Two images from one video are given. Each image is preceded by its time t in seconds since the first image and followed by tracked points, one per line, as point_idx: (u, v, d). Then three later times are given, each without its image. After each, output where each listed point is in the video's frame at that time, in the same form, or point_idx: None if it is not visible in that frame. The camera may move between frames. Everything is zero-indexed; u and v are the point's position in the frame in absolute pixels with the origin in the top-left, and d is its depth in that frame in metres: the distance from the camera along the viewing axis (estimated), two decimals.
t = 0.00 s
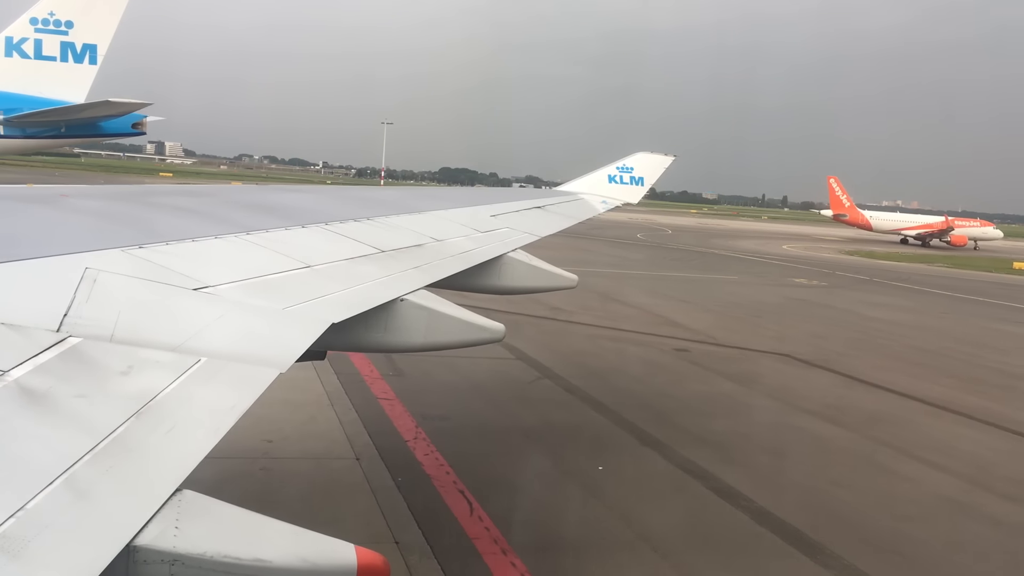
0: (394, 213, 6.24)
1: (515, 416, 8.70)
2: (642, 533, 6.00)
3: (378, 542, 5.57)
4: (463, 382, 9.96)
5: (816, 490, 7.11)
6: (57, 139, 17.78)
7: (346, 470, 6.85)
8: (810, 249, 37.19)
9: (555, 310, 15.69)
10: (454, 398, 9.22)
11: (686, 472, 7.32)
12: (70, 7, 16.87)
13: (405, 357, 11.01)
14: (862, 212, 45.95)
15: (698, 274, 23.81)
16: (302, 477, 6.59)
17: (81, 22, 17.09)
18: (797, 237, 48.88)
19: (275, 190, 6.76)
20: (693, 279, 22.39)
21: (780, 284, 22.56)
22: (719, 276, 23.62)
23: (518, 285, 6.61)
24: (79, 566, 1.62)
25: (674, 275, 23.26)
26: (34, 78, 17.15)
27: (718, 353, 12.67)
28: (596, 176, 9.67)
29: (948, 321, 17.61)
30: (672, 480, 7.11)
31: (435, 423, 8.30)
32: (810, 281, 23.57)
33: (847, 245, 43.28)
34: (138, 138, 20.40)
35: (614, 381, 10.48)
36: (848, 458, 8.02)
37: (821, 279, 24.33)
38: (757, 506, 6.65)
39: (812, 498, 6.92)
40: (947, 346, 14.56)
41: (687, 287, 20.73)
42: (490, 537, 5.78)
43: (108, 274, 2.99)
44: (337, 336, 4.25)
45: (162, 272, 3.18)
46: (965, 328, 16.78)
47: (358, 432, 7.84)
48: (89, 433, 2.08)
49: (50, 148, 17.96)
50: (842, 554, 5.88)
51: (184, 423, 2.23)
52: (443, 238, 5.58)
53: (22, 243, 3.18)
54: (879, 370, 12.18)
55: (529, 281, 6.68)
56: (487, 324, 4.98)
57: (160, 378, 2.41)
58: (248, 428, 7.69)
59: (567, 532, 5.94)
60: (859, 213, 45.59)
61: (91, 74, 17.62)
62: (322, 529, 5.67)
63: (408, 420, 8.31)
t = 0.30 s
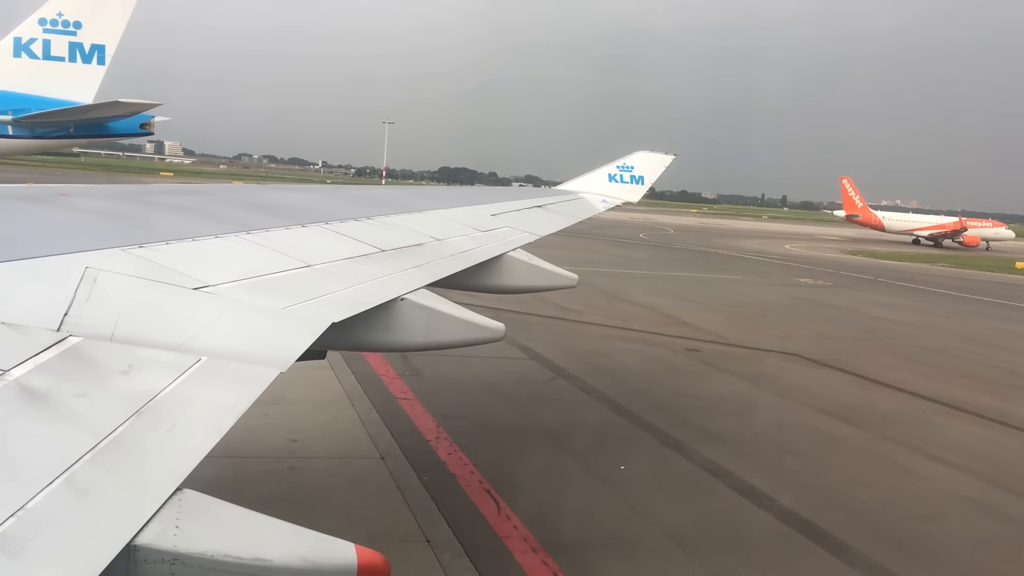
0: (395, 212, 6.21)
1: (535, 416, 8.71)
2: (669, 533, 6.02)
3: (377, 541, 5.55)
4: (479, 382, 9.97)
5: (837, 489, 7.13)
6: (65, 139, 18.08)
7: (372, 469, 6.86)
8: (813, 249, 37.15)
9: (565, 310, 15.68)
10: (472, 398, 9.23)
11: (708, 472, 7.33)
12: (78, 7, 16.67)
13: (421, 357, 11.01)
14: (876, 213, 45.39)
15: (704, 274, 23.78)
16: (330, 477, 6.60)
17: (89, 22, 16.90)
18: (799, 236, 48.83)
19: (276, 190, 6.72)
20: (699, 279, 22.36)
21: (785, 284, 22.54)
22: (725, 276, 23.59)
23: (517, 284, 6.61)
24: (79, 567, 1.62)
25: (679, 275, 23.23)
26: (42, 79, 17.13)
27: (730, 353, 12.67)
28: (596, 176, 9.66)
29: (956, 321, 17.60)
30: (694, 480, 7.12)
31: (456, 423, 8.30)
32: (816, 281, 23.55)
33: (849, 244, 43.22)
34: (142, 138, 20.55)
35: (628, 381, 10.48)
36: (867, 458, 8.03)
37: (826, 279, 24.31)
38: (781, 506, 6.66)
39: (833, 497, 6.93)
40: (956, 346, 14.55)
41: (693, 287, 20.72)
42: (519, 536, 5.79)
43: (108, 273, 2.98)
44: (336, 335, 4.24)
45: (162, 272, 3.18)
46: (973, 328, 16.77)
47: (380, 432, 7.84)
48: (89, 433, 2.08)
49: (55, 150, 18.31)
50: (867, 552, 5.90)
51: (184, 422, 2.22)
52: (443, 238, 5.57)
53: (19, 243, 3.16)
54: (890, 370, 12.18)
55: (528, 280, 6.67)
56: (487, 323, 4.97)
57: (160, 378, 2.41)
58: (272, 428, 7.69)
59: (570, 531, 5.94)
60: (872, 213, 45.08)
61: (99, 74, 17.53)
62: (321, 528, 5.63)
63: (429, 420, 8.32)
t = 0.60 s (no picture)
0: (394, 212, 6.21)
1: (552, 417, 8.71)
2: (693, 532, 6.04)
3: (376, 541, 5.51)
4: (494, 383, 9.98)
5: (857, 489, 7.14)
6: (73, 140, 18.08)
7: (396, 469, 6.87)
8: (816, 249, 37.18)
9: (573, 310, 15.68)
10: (489, 399, 9.24)
11: (728, 472, 7.34)
12: (85, 8, 16.80)
13: (435, 357, 11.02)
14: (889, 217, 44.66)
15: (709, 274, 23.79)
16: (355, 477, 6.61)
17: (96, 23, 17.02)
18: (799, 236, 48.86)
19: (275, 190, 6.70)
20: (704, 280, 22.37)
21: (789, 284, 22.55)
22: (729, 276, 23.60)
23: (517, 284, 6.62)
24: (79, 566, 1.62)
25: (684, 275, 23.24)
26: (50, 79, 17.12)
27: (740, 353, 12.68)
28: (596, 176, 9.65)
29: (961, 321, 17.61)
30: (715, 480, 7.14)
31: (475, 423, 8.32)
32: (820, 281, 23.56)
33: (850, 244, 43.23)
34: (144, 138, 20.67)
35: (642, 382, 10.48)
36: (884, 458, 8.03)
37: (830, 279, 24.32)
38: (802, 505, 6.67)
39: (853, 497, 6.94)
40: (963, 346, 14.57)
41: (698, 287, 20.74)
42: (546, 535, 5.81)
43: (108, 273, 2.98)
44: (336, 335, 4.24)
45: (163, 272, 3.17)
46: (979, 328, 16.79)
47: (401, 432, 7.85)
48: (89, 433, 2.08)
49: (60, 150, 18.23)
50: (892, 552, 5.90)
51: (184, 422, 2.22)
52: (443, 237, 5.58)
53: (19, 243, 3.16)
54: (900, 370, 12.19)
55: (528, 280, 6.68)
56: (487, 323, 4.97)
57: (161, 378, 2.41)
58: (293, 428, 7.70)
59: (573, 530, 5.94)
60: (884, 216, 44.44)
61: (107, 75, 17.57)
62: (319, 527, 5.60)
63: (449, 420, 8.34)
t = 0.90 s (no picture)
0: (394, 212, 6.21)
1: (570, 417, 8.72)
2: (719, 531, 6.05)
3: (377, 540, 5.48)
4: (508, 383, 9.99)
5: (878, 489, 7.15)
6: (81, 141, 17.97)
7: (420, 469, 6.88)
8: (818, 249, 37.19)
9: (583, 311, 15.68)
10: (506, 399, 9.24)
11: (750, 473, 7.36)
12: (93, 8, 16.94)
13: (450, 357, 11.03)
14: (901, 218, 44.21)
15: (713, 274, 23.80)
16: (380, 477, 6.62)
17: (104, 23, 17.16)
18: (801, 236, 48.86)
19: (273, 190, 6.68)
20: (710, 280, 22.37)
21: (794, 284, 22.57)
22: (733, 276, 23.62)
23: (518, 284, 6.62)
24: (79, 567, 1.62)
25: (689, 275, 23.24)
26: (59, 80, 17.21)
27: (751, 353, 12.69)
28: (596, 176, 9.65)
29: (967, 321, 17.63)
30: (736, 480, 7.15)
31: (494, 423, 8.33)
32: (825, 282, 23.57)
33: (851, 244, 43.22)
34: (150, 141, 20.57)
35: (656, 382, 10.48)
36: (901, 458, 8.04)
37: (835, 279, 24.34)
38: (825, 505, 6.68)
39: (873, 497, 6.95)
40: (971, 346, 14.58)
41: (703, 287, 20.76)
42: (575, 534, 5.83)
43: (108, 273, 2.98)
44: (336, 335, 4.24)
45: (163, 272, 3.17)
46: (985, 328, 16.81)
47: (423, 432, 7.85)
48: (89, 433, 2.07)
49: (67, 152, 18.07)
50: (918, 552, 5.91)
51: (184, 422, 2.22)
52: (443, 238, 5.58)
53: (19, 243, 3.16)
54: (910, 370, 12.20)
55: (529, 280, 6.68)
56: (488, 323, 4.97)
57: (161, 378, 2.41)
58: (314, 428, 7.70)
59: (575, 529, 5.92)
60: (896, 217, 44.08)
61: (115, 76, 17.65)
62: (318, 527, 5.57)
63: (468, 421, 8.35)
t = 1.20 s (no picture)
0: (394, 212, 6.20)
1: (587, 417, 8.73)
2: (744, 531, 6.08)
3: (377, 540, 5.44)
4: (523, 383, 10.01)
5: (897, 489, 7.16)
6: (89, 142, 17.91)
7: (444, 469, 6.88)
8: (820, 249, 37.21)
9: (592, 311, 15.69)
10: (524, 399, 9.26)
11: (769, 472, 7.38)
12: (102, 10, 16.93)
13: (465, 357, 11.04)
14: (914, 218, 43.78)
15: (719, 274, 23.79)
16: (406, 477, 6.62)
17: (112, 24, 17.17)
18: (803, 236, 48.85)
19: (273, 190, 6.67)
20: (715, 280, 22.37)
21: (800, 284, 22.57)
22: (738, 276, 23.61)
23: (518, 284, 6.61)
24: (79, 566, 1.62)
25: (694, 275, 23.24)
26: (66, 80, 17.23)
27: (761, 353, 12.70)
28: (596, 176, 9.65)
29: (975, 322, 17.63)
30: (756, 480, 7.17)
31: (514, 423, 8.35)
32: (831, 282, 23.56)
33: (854, 244, 43.19)
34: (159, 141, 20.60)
35: (670, 382, 10.49)
36: (918, 458, 8.05)
37: (841, 280, 24.33)
38: (846, 504, 6.70)
39: (893, 496, 6.96)
40: (979, 346, 14.59)
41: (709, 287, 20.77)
42: (602, 533, 5.85)
43: (109, 273, 2.98)
44: (336, 336, 4.23)
45: (163, 272, 3.17)
46: (993, 328, 16.81)
47: (445, 432, 7.87)
48: (89, 433, 2.07)
49: (75, 152, 18.10)
50: (941, 551, 5.92)
51: (184, 422, 2.22)
52: (443, 238, 5.57)
53: (22, 243, 3.16)
54: (921, 371, 12.20)
55: (529, 280, 6.68)
56: (488, 323, 4.96)
57: (162, 377, 2.41)
58: (336, 428, 7.71)
59: (576, 527, 5.92)
60: (909, 219, 43.75)
61: (122, 77, 17.69)
62: (319, 527, 5.54)
63: (488, 420, 8.36)
